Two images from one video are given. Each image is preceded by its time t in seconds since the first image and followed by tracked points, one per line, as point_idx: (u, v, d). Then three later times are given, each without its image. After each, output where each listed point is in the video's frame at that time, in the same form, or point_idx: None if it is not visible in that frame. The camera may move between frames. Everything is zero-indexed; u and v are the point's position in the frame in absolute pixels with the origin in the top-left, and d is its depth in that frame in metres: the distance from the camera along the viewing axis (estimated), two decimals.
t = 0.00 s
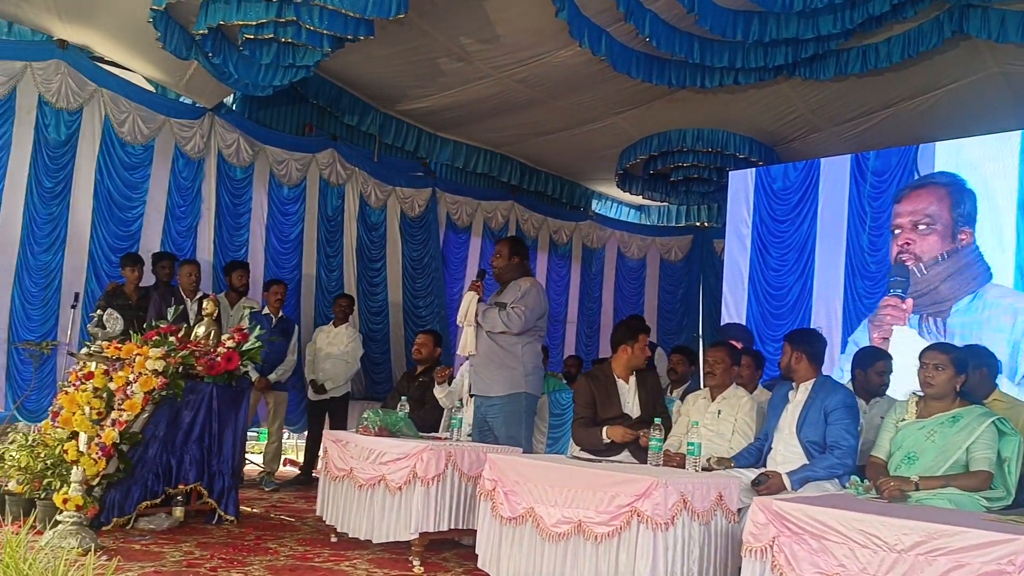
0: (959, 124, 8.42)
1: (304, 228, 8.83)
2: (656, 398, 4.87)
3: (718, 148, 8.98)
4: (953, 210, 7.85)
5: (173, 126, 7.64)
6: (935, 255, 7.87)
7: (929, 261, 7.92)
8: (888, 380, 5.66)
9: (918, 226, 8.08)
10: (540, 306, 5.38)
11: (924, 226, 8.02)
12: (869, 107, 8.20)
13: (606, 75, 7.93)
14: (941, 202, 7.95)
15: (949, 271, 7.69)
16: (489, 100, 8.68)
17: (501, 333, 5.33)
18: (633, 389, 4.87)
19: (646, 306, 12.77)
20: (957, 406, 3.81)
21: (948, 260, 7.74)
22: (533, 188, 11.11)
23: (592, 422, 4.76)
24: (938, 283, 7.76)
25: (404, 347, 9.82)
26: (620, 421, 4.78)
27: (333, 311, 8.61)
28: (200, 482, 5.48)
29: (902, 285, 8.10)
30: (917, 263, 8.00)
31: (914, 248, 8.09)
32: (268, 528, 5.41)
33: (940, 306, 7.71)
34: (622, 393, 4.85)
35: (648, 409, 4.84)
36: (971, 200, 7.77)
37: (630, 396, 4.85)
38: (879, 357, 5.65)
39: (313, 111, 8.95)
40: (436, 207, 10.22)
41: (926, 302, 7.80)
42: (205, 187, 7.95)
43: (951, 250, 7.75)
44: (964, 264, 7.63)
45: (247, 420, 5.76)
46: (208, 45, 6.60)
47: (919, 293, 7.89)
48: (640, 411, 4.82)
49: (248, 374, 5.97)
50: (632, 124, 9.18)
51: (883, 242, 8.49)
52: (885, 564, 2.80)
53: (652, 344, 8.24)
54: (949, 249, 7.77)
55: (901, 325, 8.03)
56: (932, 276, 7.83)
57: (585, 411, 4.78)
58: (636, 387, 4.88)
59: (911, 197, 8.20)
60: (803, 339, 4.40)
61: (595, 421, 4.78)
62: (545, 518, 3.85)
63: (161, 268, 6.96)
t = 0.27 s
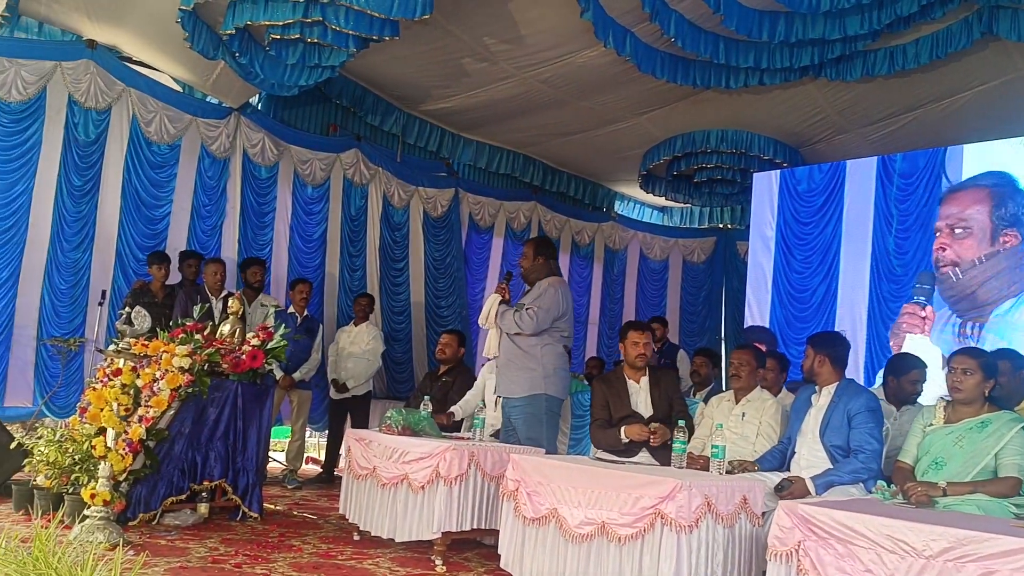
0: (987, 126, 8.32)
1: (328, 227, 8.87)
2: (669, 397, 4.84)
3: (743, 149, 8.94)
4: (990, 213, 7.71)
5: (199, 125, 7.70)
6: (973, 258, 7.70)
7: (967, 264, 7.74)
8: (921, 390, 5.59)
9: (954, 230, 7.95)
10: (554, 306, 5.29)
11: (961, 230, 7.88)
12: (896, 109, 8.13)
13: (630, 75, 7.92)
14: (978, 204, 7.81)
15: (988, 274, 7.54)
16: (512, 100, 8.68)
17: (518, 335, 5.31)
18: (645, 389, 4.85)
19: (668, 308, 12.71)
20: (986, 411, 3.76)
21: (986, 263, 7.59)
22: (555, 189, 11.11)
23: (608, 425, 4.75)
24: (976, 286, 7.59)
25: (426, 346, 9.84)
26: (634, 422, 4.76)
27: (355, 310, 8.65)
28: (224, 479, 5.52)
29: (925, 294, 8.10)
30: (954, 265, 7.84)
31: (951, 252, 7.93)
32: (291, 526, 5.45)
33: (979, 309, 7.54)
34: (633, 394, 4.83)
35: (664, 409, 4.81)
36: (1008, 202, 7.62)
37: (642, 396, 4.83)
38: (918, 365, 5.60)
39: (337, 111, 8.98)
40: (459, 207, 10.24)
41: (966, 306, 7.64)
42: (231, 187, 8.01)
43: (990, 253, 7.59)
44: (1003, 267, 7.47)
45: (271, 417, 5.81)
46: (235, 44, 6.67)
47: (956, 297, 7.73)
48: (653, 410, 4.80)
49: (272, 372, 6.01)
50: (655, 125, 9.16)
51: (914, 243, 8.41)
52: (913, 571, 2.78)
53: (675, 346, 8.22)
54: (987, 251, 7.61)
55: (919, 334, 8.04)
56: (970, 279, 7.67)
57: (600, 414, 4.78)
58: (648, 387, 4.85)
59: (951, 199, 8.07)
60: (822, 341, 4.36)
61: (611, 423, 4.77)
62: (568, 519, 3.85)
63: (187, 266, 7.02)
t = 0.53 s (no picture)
0: (999, 128, 8.28)
1: (338, 226, 8.89)
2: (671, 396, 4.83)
3: (753, 149, 8.93)
4: (1010, 217, 7.61)
5: (210, 124, 7.73)
6: (996, 261, 7.56)
7: (990, 267, 7.60)
8: (928, 387, 5.60)
9: (975, 235, 7.83)
10: (560, 307, 5.24)
11: (981, 235, 7.77)
12: (907, 110, 8.10)
13: (641, 75, 7.91)
14: (997, 208, 7.73)
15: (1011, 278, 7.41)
16: (523, 100, 8.68)
17: (525, 336, 5.29)
18: (645, 390, 4.85)
19: (677, 309, 12.69)
20: (998, 413, 3.74)
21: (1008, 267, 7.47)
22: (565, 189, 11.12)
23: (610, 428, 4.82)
24: (997, 290, 7.47)
25: (435, 346, 9.84)
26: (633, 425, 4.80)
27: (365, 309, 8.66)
28: (235, 476, 5.54)
29: (941, 301, 8.02)
30: (975, 270, 7.72)
31: (973, 256, 7.78)
32: (301, 523, 5.46)
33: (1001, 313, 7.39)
34: (632, 396, 4.86)
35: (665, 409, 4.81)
36: None
37: (641, 398, 4.85)
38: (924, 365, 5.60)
39: (348, 110, 9.08)
40: (469, 207, 10.24)
41: (991, 309, 7.46)
42: (241, 185, 8.03)
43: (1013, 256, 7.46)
44: None
45: (281, 416, 5.82)
46: (247, 43, 6.68)
47: (980, 301, 7.56)
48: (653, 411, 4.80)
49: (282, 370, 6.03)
50: (666, 125, 9.14)
51: (925, 244, 8.37)
52: (925, 573, 2.76)
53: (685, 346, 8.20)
54: (1008, 255, 7.49)
55: (930, 341, 7.98)
56: (992, 283, 7.55)
57: (603, 418, 4.85)
58: (647, 388, 4.85)
59: (971, 204, 7.97)
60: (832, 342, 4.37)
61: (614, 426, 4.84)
62: (578, 519, 3.85)
63: (198, 264, 7.04)
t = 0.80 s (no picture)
0: (999, 129, 8.28)
1: (337, 225, 8.89)
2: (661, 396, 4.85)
3: (753, 149, 8.92)
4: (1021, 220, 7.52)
5: (210, 123, 7.72)
6: (1007, 265, 7.47)
7: (1000, 272, 7.51)
8: (920, 385, 5.59)
9: (988, 238, 7.72)
10: (560, 308, 5.23)
11: (994, 238, 7.66)
12: (907, 110, 8.10)
13: (641, 74, 7.90)
14: (1010, 211, 7.62)
15: None
16: (523, 99, 8.67)
17: (526, 336, 5.29)
18: (634, 391, 4.87)
19: (677, 309, 12.67)
20: (996, 414, 3.74)
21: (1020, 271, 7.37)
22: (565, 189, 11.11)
23: (602, 430, 4.86)
24: (1010, 294, 7.37)
25: (434, 345, 9.84)
26: (624, 428, 4.84)
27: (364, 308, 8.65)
28: (232, 475, 5.53)
29: (949, 306, 7.94)
30: (988, 275, 7.60)
31: (985, 260, 7.68)
32: (299, 522, 5.46)
33: (1015, 316, 7.28)
34: (622, 396, 4.88)
35: (656, 409, 4.84)
36: None
37: (630, 399, 4.87)
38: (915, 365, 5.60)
39: (348, 109, 9.08)
40: (469, 206, 10.24)
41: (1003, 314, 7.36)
42: (240, 184, 8.03)
43: None
44: None
45: (280, 415, 5.81)
46: (247, 42, 6.67)
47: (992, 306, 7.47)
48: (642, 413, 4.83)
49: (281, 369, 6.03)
50: (665, 125, 9.14)
51: (926, 246, 8.37)
52: (923, 573, 2.76)
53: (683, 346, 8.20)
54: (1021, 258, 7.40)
55: (935, 346, 7.87)
56: (1005, 288, 7.44)
57: (593, 419, 4.91)
58: (636, 388, 4.86)
59: (982, 208, 7.88)
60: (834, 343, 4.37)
61: (605, 427, 4.89)
62: (577, 519, 3.85)
63: (197, 263, 7.04)
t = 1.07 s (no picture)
0: (979, 127, 8.33)
1: (319, 222, 8.85)
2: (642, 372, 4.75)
3: (736, 147, 8.95)
4: (1004, 220, 7.61)
5: (190, 118, 7.67)
6: (992, 266, 7.57)
7: (986, 273, 7.62)
8: (897, 380, 5.63)
9: (972, 240, 7.82)
10: (544, 307, 5.22)
11: (978, 239, 7.75)
12: (887, 109, 8.14)
13: (624, 72, 7.91)
14: (993, 212, 7.71)
15: (1010, 282, 7.42)
16: (506, 96, 8.66)
17: (511, 335, 5.28)
18: (614, 365, 4.79)
19: (660, 307, 12.70)
20: (973, 411, 3.77)
21: (1006, 271, 7.47)
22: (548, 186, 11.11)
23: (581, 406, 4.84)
24: (998, 294, 7.47)
25: (417, 342, 9.82)
26: (602, 405, 4.79)
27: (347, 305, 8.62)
28: (212, 473, 5.50)
29: (935, 307, 8.00)
30: (974, 276, 7.70)
31: (970, 262, 7.78)
32: (279, 520, 5.44)
33: (1003, 318, 7.40)
34: (602, 371, 4.81)
35: (634, 387, 4.74)
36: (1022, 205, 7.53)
37: (609, 374, 4.79)
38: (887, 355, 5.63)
39: (331, 106, 9.01)
40: (452, 203, 10.23)
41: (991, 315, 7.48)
42: (221, 180, 7.98)
43: (1009, 260, 7.48)
44: None
45: (260, 413, 5.78)
46: (228, 38, 6.62)
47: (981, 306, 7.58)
48: (619, 390, 4.74)
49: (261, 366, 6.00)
50: (649, 123, 9.15)
51: (905, 244, 8.45)
52: (900, 569, 2.78)
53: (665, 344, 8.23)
54: (1006, 258, 7.51)
55: (923, 345, 7.95)
56: (992, 288, 7.54)
57: (574, 395, 4.87)
58: (615, 364, 4.79)
59: (965, 210, 7.96)
60: (803, 346, 4.28)
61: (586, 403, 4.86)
62: (558, 516, 3.85)
63: (178, 259, 7.00)
